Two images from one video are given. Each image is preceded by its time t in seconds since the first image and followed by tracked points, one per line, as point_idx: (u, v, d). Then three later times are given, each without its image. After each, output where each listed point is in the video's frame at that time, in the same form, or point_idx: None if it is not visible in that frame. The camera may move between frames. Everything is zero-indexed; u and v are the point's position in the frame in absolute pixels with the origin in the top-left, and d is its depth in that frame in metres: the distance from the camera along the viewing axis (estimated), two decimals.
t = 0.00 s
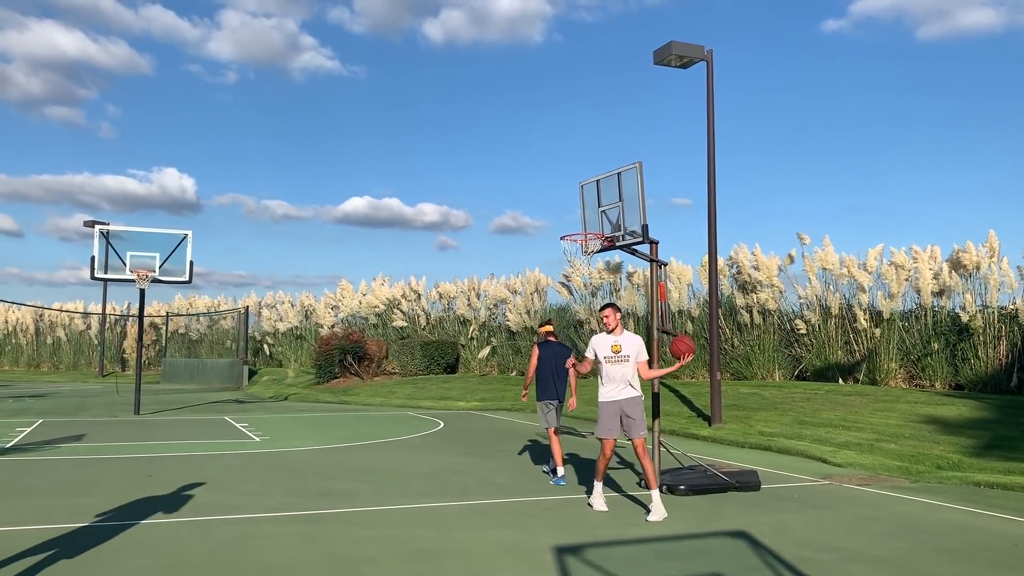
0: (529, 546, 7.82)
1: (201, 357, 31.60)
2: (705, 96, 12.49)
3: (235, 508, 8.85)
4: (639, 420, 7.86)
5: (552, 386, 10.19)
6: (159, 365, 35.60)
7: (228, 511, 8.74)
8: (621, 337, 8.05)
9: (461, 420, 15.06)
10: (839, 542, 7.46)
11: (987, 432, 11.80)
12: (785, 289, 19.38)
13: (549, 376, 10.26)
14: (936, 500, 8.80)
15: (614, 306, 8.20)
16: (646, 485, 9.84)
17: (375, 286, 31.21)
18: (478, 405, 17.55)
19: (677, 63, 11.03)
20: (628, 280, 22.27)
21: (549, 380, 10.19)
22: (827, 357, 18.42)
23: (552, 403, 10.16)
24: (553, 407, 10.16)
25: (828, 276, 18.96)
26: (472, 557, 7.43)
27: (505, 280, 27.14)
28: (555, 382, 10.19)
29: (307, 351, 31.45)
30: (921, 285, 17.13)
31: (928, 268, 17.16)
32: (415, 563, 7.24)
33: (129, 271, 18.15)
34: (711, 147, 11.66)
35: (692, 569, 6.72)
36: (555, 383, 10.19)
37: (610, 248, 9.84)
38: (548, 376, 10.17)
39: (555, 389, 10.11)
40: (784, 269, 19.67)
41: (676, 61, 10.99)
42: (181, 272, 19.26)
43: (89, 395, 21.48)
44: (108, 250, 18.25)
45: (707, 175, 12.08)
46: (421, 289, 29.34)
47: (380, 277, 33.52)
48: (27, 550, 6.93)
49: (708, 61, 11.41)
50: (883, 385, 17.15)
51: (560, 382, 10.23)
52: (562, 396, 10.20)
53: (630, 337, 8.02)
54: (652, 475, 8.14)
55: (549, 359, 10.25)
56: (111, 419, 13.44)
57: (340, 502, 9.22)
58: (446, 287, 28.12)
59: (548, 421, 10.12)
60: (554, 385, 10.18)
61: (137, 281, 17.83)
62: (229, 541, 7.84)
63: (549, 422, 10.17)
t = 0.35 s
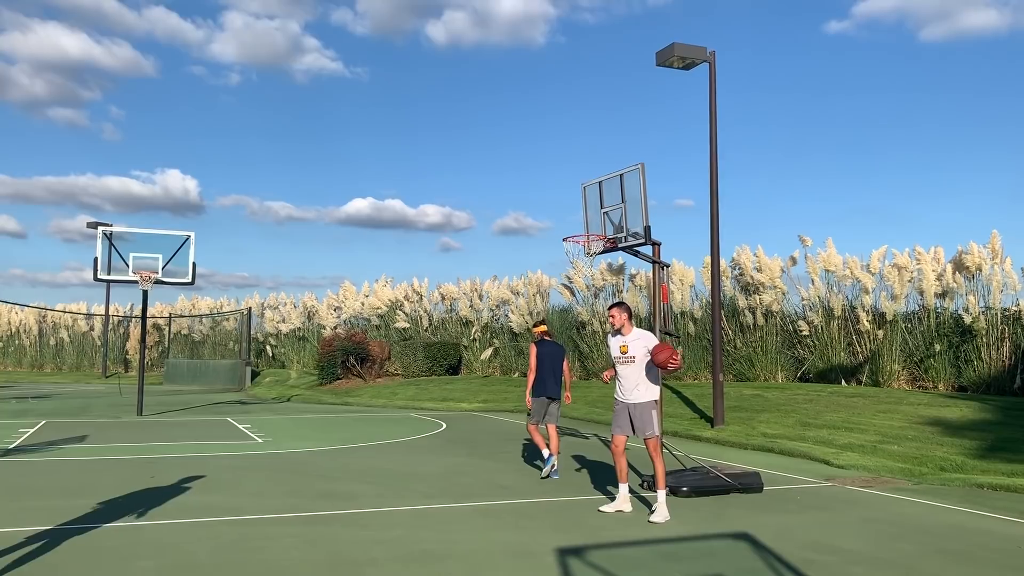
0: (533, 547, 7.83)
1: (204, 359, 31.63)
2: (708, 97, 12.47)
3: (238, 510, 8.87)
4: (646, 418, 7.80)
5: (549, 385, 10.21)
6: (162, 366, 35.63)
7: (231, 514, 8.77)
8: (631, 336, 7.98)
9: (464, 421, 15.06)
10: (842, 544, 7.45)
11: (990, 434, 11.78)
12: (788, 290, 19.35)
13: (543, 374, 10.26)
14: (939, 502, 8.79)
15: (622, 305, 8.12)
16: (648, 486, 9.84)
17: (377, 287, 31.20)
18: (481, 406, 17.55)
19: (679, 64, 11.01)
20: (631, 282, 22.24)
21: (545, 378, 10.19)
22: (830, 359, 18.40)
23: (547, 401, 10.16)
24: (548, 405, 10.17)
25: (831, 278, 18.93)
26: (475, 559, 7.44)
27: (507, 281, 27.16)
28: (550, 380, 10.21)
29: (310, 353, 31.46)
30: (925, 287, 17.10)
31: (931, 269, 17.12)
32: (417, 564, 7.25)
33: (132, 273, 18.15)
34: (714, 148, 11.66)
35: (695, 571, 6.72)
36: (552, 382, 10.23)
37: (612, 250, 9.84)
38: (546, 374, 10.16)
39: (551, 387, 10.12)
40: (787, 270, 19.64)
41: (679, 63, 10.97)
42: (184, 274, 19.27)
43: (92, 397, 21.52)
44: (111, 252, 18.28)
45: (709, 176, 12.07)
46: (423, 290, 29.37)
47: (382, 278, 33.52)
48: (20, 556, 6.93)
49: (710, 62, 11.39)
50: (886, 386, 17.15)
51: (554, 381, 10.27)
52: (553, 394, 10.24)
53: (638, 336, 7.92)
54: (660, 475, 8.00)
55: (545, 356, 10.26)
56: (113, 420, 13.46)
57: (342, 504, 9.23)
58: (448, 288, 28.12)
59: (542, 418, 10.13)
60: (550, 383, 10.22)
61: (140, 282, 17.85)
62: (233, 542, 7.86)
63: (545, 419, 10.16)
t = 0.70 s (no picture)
0: (539, 549, 7.83)
1: (210, 360, 31.69)
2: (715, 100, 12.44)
3: (244, 512, 8.88)
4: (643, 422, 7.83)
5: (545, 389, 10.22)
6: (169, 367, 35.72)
7: (237, 515, 8.76)
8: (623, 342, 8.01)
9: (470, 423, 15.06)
10: (848, 548, 7.42)
11: (998, 438, 11.73)
12: (795, 294, 19.30)
13: (539, 377, 10.26)
14: (947, 506, 8.75)
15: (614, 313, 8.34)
16: (654, 490, 9.83)
17: (383, 289, 31.22)
18: (487, 408, 17.54)
19: (687, 67, 10.99)
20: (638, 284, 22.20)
21: (543, 382, 10.20)
22: (837, 362, 18.37)
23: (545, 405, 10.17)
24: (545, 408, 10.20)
25: (838, 281, 18.87)
26: (480, 561, 7.44)
27: (513, 283, 27.17)
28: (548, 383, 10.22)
29: (317, 354, 31.49)
30: (932, 290, 17.03)
31: (939, 273, 17.05)
32: (422, 566, 7.26)
33: (139, 274, 18.21)
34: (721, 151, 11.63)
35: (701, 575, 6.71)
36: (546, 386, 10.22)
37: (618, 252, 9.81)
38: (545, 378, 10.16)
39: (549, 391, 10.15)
40: (794, 273, 19.58)
41: (686, 65, 10.95)
42: (191, 275, 19.31)
43: (99, 397, 21.57)
44: (119, 253, 18.35)
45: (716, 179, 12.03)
46: (430, 292, 29.39)
47: (389, 280, 33.53)
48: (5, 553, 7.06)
49: (718, 65, 11.37)
50: (894, 390, 17.11)
51: (550, 384, 10.30)
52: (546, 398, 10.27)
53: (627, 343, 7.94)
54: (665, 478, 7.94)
55: (543, 360, 10.23)
56: (120, 421, 13.48)
57: (348, 505, 9.24)
58: (454, 290, 28.14)
59: (537, 421, 10.20)
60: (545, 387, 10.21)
61: (147, 283, 17.89)
62: (239, 543, 7.88)
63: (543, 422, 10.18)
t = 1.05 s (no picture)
0: (561, 551, 7.82)
1: (235, 360, 31.96)
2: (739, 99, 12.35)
3: (269, 511, 8.97)
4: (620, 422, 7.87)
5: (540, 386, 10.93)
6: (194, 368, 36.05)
7: (262, 515, 8.86)
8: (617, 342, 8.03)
9: (492, 424, 15.08)
10: (873, 551, 7.37)
11: None
12: (820, 295, 19.16)
13: (536, 376, 10.99)
14: (974, 510, 8.65)
15: (610, 314, 8.20)
16: (677, 491, 9.79)
17: (405, 290, 31.30)
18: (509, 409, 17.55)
19: (709, 67, 10.94)
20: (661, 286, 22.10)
21: (540, 380, 10.96)
22: (862, 364, 18.21)
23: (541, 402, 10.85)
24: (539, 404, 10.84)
25: (863, 282, 18.70)
26: (502, 562, 7.47)
27: (536, 285, 27.17)
28: (541, 383, 10.92)
29: (340, 355, 31.64)
30: (959, 292, 16.84)
31: (966, 274, 16.84)
32: (445, 566, 7.30)
33: (165, 275, 18.40)
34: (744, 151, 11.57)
35: None
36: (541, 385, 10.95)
37: (640, 253, 9.76)
38: (538, 376, 10.90)
39: (541, 389, 10.84)
40: (819, 274, 19.44)
41: (709, 65, 10.90)
42: (216, 276, 19.48)
43: (125, 397, 21.84)
44: (145, 255, 18.53)
45: (739, 179, 11.96)
46: (451, 293, 29.49)
47: (411, 281, 33.64)
48: (22, 549, 7.20)
49: (741, 65, 11.31)
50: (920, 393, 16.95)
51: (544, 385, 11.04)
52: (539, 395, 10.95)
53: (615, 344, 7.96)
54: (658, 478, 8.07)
55: (539, 362, 11.06)
56: (147, 420, 13.64)
57: (371, 505, 9.31)
58: (476, 291, 28.22)
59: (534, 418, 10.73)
60: (540, 385, 10.95)
61: (173, 284, 18.07)
62: (264, 543, 7.95)
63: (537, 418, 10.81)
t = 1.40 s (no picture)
0: (608, 551, 7.78)
1: (283, 359, 32.47)
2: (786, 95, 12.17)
3: (317, 509, 9.08)
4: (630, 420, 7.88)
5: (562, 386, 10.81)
6: (243, 366, 36.70)
7: (311, 512, 8.96)
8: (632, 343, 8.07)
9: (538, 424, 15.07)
10: (929, 555, 7.19)
11: None
12: (871, 293, 18.82)
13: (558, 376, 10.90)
14: None
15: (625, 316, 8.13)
16: (726, 492, 9.67)
17: (449, 289, 31.48)
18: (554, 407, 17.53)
19: (756, 62, 10.80)
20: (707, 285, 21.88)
21: (560, 380, 10.85)
22: (915, 364, 17.84)
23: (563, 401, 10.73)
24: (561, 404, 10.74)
25: (916, 280, 18.33)
26: (549, 561, 7.46)
27: (580, 284, 27.12)
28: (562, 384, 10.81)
29: (385, 354, 31.92)
30: (1018, 289, 16.41)
31: None
32: (492, 564, 7.31)
33: (216, 276, 18.75)
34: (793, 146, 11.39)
35: None
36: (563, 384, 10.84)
37: (687, 251, 9.65)
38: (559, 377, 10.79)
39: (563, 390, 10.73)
40: (870, 273, 19.11)
41: (756, 61, 10.75)
42: (265, 277, 19.78)
43: (178, 394, 22.36)
44: (196, 255, 18.89)
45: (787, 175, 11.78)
46: (495, 293, 29.59)
47: (455, 280, 33.78)
48: (81, 543, 7.40)
49: (788, 60, 11.15)
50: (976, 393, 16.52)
51: (567, 384, 10.89)
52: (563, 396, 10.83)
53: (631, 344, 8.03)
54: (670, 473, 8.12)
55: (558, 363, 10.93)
56: (201, 418, 13.90)
57: (417, 503, 9.36)
58: (520, 290, 28.50)
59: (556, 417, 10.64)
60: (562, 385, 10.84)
61: (224, 284, 18.39)
62: (313, 539, 8.04)
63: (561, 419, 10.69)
